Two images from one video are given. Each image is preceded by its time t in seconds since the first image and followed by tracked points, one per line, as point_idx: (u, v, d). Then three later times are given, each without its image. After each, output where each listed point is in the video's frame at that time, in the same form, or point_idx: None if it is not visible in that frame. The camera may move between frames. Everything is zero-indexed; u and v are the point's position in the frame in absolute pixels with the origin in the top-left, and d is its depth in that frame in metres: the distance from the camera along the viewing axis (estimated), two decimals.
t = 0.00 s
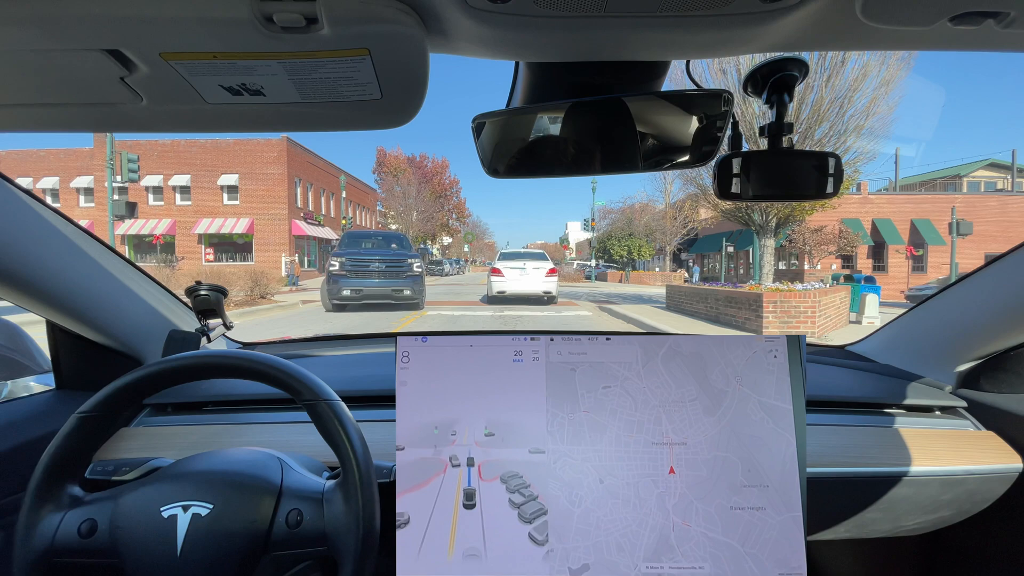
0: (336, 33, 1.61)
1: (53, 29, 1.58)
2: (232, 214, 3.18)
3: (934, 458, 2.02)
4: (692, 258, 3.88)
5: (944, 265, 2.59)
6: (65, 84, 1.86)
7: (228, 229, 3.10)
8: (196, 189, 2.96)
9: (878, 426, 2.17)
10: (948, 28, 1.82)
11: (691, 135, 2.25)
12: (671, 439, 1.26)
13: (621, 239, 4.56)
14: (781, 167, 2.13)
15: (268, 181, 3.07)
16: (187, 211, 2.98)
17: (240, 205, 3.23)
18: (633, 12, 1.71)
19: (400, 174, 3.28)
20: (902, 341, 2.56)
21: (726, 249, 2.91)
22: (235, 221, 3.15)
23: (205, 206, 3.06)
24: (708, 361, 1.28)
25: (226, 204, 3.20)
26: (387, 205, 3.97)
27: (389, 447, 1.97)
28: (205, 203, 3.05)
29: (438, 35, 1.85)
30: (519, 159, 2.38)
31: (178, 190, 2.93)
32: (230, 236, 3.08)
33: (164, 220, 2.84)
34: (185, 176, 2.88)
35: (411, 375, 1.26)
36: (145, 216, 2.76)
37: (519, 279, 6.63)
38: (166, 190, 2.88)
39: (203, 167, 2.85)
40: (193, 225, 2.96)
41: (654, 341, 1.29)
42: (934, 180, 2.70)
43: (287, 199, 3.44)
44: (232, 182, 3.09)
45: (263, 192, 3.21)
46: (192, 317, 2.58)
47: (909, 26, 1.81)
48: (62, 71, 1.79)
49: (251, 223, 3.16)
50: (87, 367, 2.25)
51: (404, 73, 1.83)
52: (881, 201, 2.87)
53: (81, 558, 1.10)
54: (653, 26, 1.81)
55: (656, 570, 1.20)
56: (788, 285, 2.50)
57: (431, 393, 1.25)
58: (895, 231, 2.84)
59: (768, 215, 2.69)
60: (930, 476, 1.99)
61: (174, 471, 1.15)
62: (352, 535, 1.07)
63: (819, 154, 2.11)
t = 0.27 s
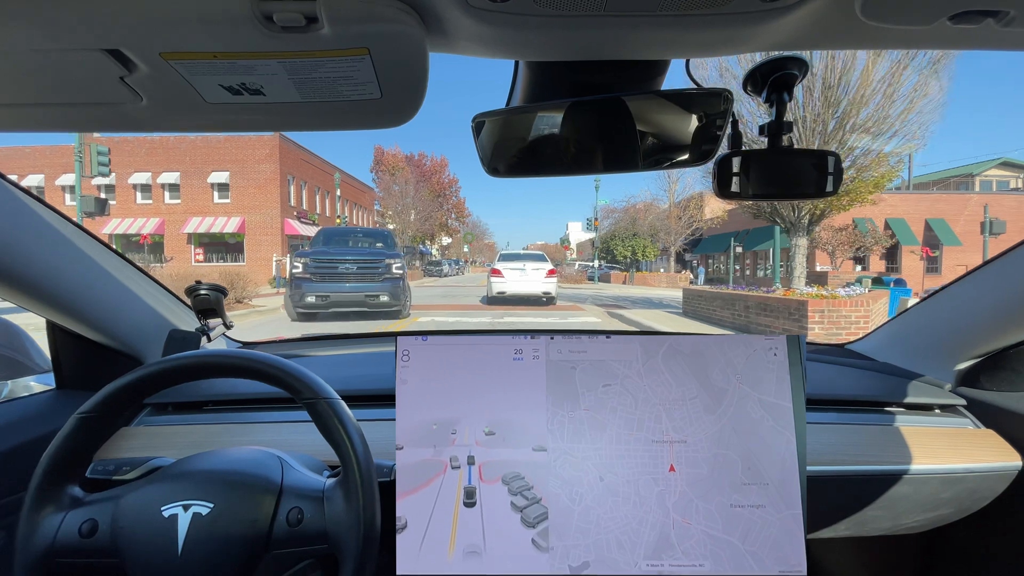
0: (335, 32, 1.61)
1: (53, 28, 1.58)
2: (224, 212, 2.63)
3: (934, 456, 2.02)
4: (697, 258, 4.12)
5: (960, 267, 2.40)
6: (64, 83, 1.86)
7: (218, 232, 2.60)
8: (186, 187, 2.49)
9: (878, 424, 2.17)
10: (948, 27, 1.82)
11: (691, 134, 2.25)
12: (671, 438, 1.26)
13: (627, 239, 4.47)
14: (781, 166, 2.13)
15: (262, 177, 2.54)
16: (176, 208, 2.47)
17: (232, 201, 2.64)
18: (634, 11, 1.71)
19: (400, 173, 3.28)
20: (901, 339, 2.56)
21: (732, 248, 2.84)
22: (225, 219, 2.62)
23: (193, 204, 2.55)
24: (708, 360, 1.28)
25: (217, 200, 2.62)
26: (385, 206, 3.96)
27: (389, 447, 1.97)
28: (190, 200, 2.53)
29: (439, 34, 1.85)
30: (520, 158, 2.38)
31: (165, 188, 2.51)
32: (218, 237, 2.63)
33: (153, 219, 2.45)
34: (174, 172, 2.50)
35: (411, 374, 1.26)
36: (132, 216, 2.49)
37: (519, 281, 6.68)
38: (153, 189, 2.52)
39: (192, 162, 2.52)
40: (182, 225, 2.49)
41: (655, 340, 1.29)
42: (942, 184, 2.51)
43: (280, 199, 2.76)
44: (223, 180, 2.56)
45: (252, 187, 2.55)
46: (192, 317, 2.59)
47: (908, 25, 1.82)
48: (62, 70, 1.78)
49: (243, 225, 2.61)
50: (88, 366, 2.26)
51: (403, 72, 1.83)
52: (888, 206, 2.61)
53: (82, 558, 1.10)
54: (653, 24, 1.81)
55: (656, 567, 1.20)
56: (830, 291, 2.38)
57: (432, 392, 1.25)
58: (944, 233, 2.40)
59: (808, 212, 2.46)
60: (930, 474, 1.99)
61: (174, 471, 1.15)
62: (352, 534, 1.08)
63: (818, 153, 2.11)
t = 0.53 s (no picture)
0: (335, 31, 1.60)
1: (52, 27, 1.58)
2: (212, 212, 2.85)
3: (934, 456, 2.03)
4: (702, 257, 4.83)
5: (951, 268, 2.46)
6: (63, 82, 1.86)
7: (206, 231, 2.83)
8: (175, 185, 2.63)
9: (877, 424, 2.17)
10: (948, 27, 1.82)
11: (691, 134, 2.25)
12: (670, 437, 1.26)
13: (630, 239, 4.81)
14: (781, 165, 2.13)
15: (251, 176, 2.69)
16: (166, 208, 2.65)
17: (222, 200, 2.85)
18: (633, 10, 1.71)
19: (397, 171, 3.28)
20: (901, 339, 2.56)
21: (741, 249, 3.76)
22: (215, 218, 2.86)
23: (183, 203, 2.74)
24: (707, 360, 1.28)
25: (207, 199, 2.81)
26: (383, 207, 3.97)
27: (389, 446, 1.97)
28: (181, 200, 2.73)
29: (438, 33, 1.85)
30: (519, 157, 2.38)
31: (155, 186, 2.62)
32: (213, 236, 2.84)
33: (139, 217, 2.50)
34: (162, 170, 2.60)
35: (411, 373, 1.26)
36: (118, 213, 2.46)
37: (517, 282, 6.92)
38: (139, 186, 2.61)
39: (180, 160, 2.63)
40: (170, 222, 2.65)
41: (654, 340, 1.29)
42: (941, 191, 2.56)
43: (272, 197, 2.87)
44: (213, 177, 2.70)
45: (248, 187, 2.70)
46: (191, 317, 2.59)
47: (908, 24, 1.81)
48: (61, 69, 1.78)
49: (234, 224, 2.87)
50: (87, 366, 2.25)
51: (403, 71, 1.83)
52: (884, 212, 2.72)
53: (82, 557, 1.10)
54: (653, 24, 1.80)
55: (655, 567, 1.21)
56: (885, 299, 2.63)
57: (431, 392, 1.25)
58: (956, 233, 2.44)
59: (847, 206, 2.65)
60: (929, 474, 1.99)
61: (173, 471, 1.15)
62: (352, 534, 1.08)
63: (818, 153, 2.11)
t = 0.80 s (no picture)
0: (334, 31, 1.60)
1: (51, 27, 1.58)
2: (201, 208, 2.99)
3: (933, 458, 2.02)
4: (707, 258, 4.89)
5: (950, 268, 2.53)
6: (63, 82, 1.86)
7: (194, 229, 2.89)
8: (162, 181, 2.78)
9: (877, 426, 2.17)
10: (947, 29, 1.82)
11: (691, 135, 2.25)
12: (668, 439, 1.26)
13: (634, 239, 4.64)
14: (780, 166, 2.12)
15: (241, 172, 2.80)
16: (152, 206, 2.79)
17: (211, 199, 3.01)
18: (633, 12, 1.71)
19: (394, 168, 3.25)
20: (901, 340, 2.56)
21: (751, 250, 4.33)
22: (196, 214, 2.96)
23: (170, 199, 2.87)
24: (706, 362, 1.28)
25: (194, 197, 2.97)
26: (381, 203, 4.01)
27: (388, 447, 1.97)
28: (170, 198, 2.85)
29: (438, 34, 1.85)
30: (519, 158, 2.38)
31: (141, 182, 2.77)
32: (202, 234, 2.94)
33: (126, 216, 2.54)
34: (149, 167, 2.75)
35: (410, 374, 1.26)
36: (104, 211, 2.43)
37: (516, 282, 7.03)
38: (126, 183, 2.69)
39: (169, 156, 2.73)
40: (158, 220, 2.74)
41: (653, 342, 1.29)
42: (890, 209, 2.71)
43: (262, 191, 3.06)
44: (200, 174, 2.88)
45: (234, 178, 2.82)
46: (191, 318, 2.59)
47: (907, 26, 1.82)
48: (60, 69, 1.78)
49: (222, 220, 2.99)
50: (86, 366, 2.25)
51: (403, 72, 1.83)
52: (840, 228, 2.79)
53: (80, 555, 1.10)
54: (652, 25, 1.80)
55: (653, 569, 1.21)
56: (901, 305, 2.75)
57: (430, 393, 1.25)
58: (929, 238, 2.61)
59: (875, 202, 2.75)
60: (928, 476, 1.99)
61: (172, 470, 1.15)
62: (350, 537, 1.07)
63: (818, 154, 2.10)
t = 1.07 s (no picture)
0: (334, 33, 1.60)
1: (50, 29, 1.57)
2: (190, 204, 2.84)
3: (935, 459, 2.02)
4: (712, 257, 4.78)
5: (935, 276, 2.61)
6: (63, 84, 1.85)
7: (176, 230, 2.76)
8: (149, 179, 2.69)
9: (878, 427, 2.17)
10: (947, 29, 1.82)
11: (691, 137, 2.24)
12: (670, 442, 1.26)
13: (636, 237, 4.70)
14: (781, 167, 2.12)
15: (233, 169, 2.81)
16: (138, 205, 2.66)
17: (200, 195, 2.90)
18: (633, 13, 1.71)
19: (392, 167, 3.21)
20: (903, 341, 2.56)
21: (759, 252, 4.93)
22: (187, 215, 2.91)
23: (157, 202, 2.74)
24: (707, 364, 1.28)
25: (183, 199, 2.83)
26: (378, 202, 4.05)
27: (389, 450, 1.97)
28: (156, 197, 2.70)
29: (438, 36, 1.85)
30: (519, 159, 2.38)
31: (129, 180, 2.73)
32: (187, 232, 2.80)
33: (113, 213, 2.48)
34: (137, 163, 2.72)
35: (410, 378, 1.25)
36: (90, 210, 2.37)
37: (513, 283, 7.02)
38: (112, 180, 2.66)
39: (157, 153, 2.68)
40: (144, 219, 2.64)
41: (654, 344, 1.29)
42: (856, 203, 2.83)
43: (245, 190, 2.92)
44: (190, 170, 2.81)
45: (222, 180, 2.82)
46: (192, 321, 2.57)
47: (907, 26, 1.81)
48: (60, 72, 1.77)
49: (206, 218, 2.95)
50: (86, 368, 2.24)
51: (403, 74, 1.83)
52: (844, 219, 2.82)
53: (82, 554, 1.09)
54: (652, 26, 1.80)
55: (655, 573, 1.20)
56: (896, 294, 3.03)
57: (431, 397, 1.25)
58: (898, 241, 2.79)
59: (943, 194, 2.67)
60: (930, 477, 1.99)
61: (174, 472, 1.15)
62: (351, 543, 1.07)
63: (818, 154, 2.10)
